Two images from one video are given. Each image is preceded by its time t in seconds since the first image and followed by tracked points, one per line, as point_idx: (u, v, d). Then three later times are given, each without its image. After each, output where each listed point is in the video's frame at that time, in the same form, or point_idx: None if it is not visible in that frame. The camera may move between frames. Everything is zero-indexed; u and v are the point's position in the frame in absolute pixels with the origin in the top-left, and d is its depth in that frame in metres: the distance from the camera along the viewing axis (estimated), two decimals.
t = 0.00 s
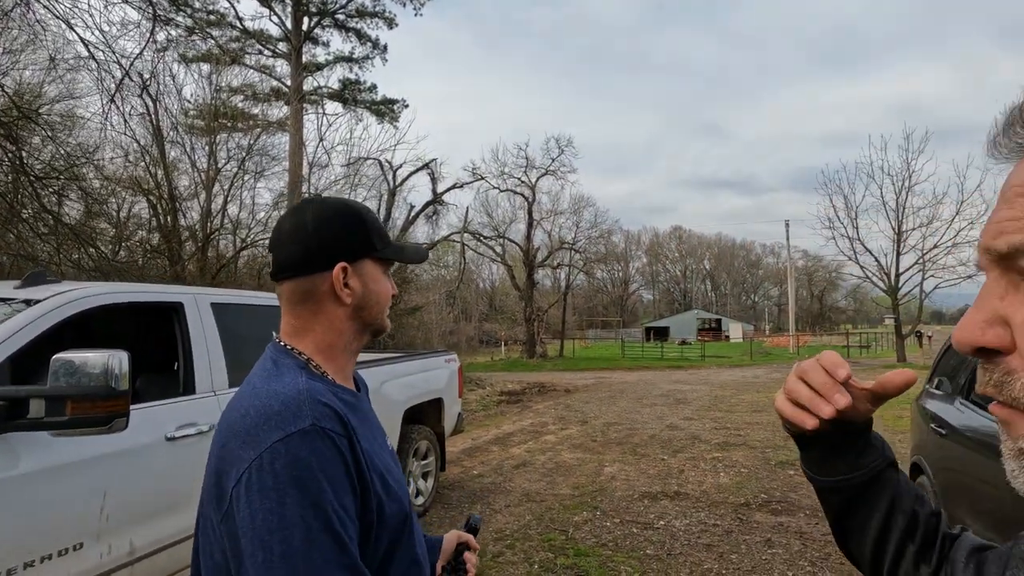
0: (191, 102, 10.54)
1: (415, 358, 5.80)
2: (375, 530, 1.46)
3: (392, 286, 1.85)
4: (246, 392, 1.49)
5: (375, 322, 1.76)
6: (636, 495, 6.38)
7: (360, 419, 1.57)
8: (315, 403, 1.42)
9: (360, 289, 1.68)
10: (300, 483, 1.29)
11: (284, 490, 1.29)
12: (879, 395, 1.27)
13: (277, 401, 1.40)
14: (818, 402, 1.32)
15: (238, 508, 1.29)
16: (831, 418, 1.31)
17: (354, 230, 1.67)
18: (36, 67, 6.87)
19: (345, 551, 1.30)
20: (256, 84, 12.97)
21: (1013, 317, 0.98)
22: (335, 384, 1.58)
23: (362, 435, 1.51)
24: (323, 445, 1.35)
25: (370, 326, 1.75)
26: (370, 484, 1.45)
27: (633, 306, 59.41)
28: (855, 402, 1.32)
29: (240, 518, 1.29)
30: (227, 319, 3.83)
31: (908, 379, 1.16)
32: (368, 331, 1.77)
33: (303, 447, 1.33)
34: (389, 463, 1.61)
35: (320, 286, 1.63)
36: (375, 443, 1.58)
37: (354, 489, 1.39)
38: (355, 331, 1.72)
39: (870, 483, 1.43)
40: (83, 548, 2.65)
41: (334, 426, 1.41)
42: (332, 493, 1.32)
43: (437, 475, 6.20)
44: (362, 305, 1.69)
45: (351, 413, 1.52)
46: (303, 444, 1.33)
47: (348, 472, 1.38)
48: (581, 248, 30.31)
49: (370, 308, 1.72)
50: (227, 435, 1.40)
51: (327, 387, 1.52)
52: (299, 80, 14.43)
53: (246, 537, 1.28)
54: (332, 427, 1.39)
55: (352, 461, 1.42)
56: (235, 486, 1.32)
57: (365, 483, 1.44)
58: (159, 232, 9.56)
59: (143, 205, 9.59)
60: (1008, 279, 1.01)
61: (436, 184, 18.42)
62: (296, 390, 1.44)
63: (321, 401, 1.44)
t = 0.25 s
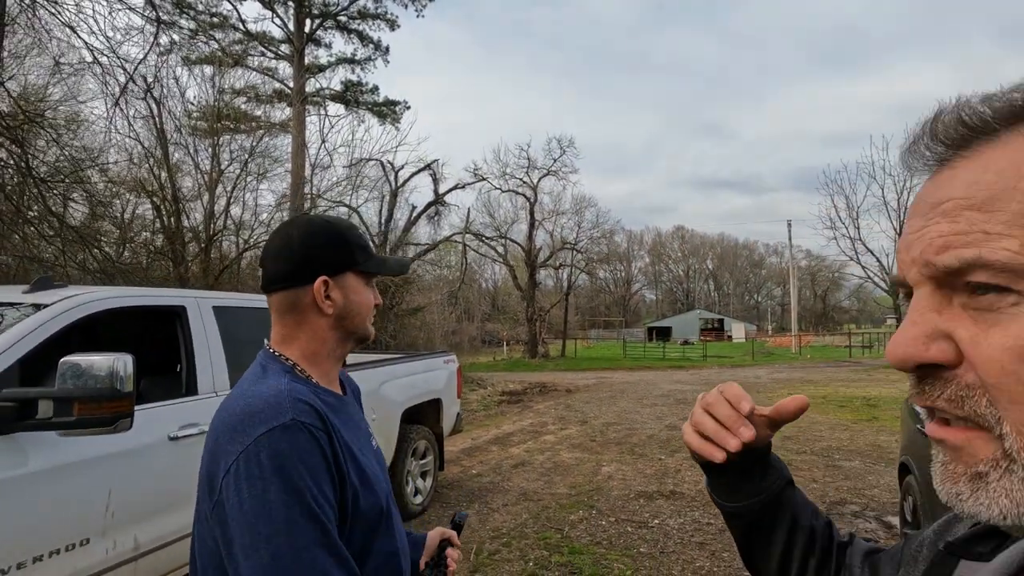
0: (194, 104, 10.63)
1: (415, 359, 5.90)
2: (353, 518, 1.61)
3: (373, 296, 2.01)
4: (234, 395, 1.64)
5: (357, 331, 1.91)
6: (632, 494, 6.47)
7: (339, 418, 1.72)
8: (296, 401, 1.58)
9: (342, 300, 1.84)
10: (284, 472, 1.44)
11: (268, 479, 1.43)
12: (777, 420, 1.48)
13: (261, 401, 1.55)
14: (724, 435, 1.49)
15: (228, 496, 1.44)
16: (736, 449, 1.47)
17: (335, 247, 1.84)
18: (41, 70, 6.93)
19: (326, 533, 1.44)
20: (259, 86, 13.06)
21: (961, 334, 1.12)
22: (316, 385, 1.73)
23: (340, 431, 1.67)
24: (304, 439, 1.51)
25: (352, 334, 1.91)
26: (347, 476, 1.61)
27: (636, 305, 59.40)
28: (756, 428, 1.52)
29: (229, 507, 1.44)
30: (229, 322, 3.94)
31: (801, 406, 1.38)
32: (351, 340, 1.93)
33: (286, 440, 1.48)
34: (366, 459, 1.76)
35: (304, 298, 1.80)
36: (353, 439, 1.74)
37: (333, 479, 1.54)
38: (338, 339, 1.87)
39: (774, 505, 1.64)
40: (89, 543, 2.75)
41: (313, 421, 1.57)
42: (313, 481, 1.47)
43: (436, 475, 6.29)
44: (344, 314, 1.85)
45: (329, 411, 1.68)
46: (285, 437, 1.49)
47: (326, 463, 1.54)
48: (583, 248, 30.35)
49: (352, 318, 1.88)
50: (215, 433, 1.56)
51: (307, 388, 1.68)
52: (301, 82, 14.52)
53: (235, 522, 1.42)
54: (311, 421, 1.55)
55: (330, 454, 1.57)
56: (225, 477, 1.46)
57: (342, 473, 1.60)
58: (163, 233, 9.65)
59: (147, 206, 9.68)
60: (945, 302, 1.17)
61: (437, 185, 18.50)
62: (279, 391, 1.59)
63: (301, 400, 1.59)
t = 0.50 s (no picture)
0: (200, 106, 10.77)
1: (414, 358, 6.00)
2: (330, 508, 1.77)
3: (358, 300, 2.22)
4: (230, 387, 1.81)
5: (344, 330, 2.11)
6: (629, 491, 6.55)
7: (325, 414, 1.88)
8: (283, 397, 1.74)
9: (329, 301, 2.05)
10: (266, 461, 1.60)
11: (252, 466, 1.60)
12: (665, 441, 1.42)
13: (253, 397, 1.72)
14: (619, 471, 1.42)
15: (216, 482, 1.60)
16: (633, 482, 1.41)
17: (322, 252, 2.05)
18: (50, 74, 7.02)
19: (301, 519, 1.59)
20: (264, 87, 13.19)
21: (850, 330, 1.06)
22: (304, 382, 1.90)
23: (325, 427, 1.83)
24: (288, 433, 1.66)
25: (339, 334, 2.10)
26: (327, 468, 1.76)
27: (641, 305, 59.41)
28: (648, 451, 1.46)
29: (216, 489, 1.60)
30: (232, 322, 4.04)
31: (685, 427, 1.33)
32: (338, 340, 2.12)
33: (270, 432, 1.64)
34: (349, 453, 1.92)
35: (294, 299, 2.00)
36: (337, 434, 1.89)
37: (313, 470, 1.70)
38: (326, 339, 2.07)
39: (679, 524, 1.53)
40: (98, 534, 2.87)
41: (298, 417, 1.72)
42: (293, 471, 1.62)
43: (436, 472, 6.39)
44: (331, 315, 2.06)
45: (317, 408, 1.84)
46: (270, 431, 1.64)
47: (308, 456, 1.68)
48: (587, 248, 30.42)
49: (339, 319, 2.08)
50: (210, 422, 1.73)
51: (295, 385, 1.84)
52: (306, 83, 14.64)
53: (221, 503, 1.58)
54: (296, 417, 1.70)
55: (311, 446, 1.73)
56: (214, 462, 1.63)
57: (323, 465, 1.76)
58: (170, 234, 9.80)
59: (154, 207, 9.83)
60: (835, 296, 1.11)
61: (441, 185, 18.60)
62: (270, 388, 1.76)
63: (287, 396, 1.76)
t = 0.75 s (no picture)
0: (206, 107, 10.86)
1: (416, 358, 6.06)
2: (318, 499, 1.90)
3: (345, 300, 2.30)
4: (227, 386, 1.98)
5: (322, 330, 2.21)
6: (630, 491, 6.59)
7: (316, 411, 2.02)
8: (274, 395, 1.88)
9: (299, 304, 2.17)
10: (254, 453, 1.75)
11: (241, 458, 1.75)
12: None
13: (245, 394, 1.87)
14: None
15: (209, 471, 1.77)
16: None
17: (290, 257, 2.20)
18: (59, 76, 7.11)
19: (286, 507, 1.72)
20: (270, 89, 13.28)
21: (788, 337, 1.08)
22: (296, 382, 2.04)
23: (315, 422, 1.96)
24: (276, 427, 1.81)
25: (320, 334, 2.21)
26: (315, 461, 1.89)
27: (646, 304, 59.33)
28: None
29: (210, 479, 1.77)
30: (236, 322, 4.12)
31: None
32: (322, 340, 2.22)
33: (259, 427, 1.79)
34: (340, 448, 2.05)
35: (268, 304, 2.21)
36: (328, 431, 2.03)
37: (301, 462, 1.83)
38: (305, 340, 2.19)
39: None
40: (104, 530, 2.94)
41: (286, 412, 1.86)
42: (280, 463, 1.76)
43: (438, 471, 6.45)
44: (304, 317, 2.18)
45: (307, 404, 1.97)
46: (259, 425, 1.79)
47: (295, 449, 1.82)
48: (592, 248, 30.41)
49: (314, 320, 2.19)
50: (208, 418, 1.89)
51: (286, 383, 1.99)
52: (312, 84, 14.72)
53: (214, 492, 1.74)
54: (283, 413, 1.84)
55: (299, 440, 1.87)
56: (209, 455, 1.79)
57: (312, 457, 1.89)
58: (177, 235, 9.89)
59: (162, 208, 9.92)
60: (774, 305, 1.13)
61: (446, 185, 18.66)
62: (261, 386, 1.91)
63: (278, 394, 1.90)
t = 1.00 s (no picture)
0: (215, 109, 10.95)
1: (422, 358, 6.12)
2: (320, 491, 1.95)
3: (329, 304, 2.37)
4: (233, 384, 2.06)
5: (298, 336, 2.29)
6: (634, 490, 6.63)
7: (316, 407, 2.07)
8: (274, 391, 1.94)
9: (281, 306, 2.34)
10: (254, 447, 1.81)
11: (242, 452, 1.81)
12: None
13: (247, 391, 1.94)
14: None
15: (214, 465, 1.84)
16: None
17: (273, 267, 2.40)
18: (71, 79, 7.21)
19: (285, 500, 1.77)
20: (278, 90, 13.37)
21: (751, 338, 1.15)
22: (296, 380, 2.11)
23: (315, 418, 2.02)
24: (275, 422, 1.86)
25: (303, 335, 2.29)
26: (316, 455, 1.94)
27: (653, 305, 59.18)
28: None
29: (214, 473, 1.83)
30: (244, 322, 4.19)
31: None
32: (307, 342, 2.29)
33: (259, 422, 1.85)
34: (342, 443, 2.10)
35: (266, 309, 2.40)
36: (329, 426, 2.08)
37: (301, 456, 1.88)
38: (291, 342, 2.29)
39: None
40: (116, 525, 3.00)
41: (285, 408, 1.92)
42: (279, 456, 1.82)
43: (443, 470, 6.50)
44: (285, 319, 2.31)
45: (307, 401, 2.03)
46: (259, 420, 1.85)
47: (294, 443, 1.87)
48: (598, 248, 30.39)
49: (294, 321, 2.30)
50: (213, 414, 1.97)
51: (286, 381, 2.06)
52: (319, 85, 14.81)
53: (218, 485, 1.81)
54: (282, 408, 1.90)
55: (300, 435, 1.92)
56: (213, 450, 1.86)
57: (312, 452, 1.94)
58: (187, 235, 9.97)
59: (171, 209, 10.01)
60: (739, 307, 1.19)
61: (452, 186, 18.71)
62: (262, 383, 1.97)
63: (279, 391, 1.96)
